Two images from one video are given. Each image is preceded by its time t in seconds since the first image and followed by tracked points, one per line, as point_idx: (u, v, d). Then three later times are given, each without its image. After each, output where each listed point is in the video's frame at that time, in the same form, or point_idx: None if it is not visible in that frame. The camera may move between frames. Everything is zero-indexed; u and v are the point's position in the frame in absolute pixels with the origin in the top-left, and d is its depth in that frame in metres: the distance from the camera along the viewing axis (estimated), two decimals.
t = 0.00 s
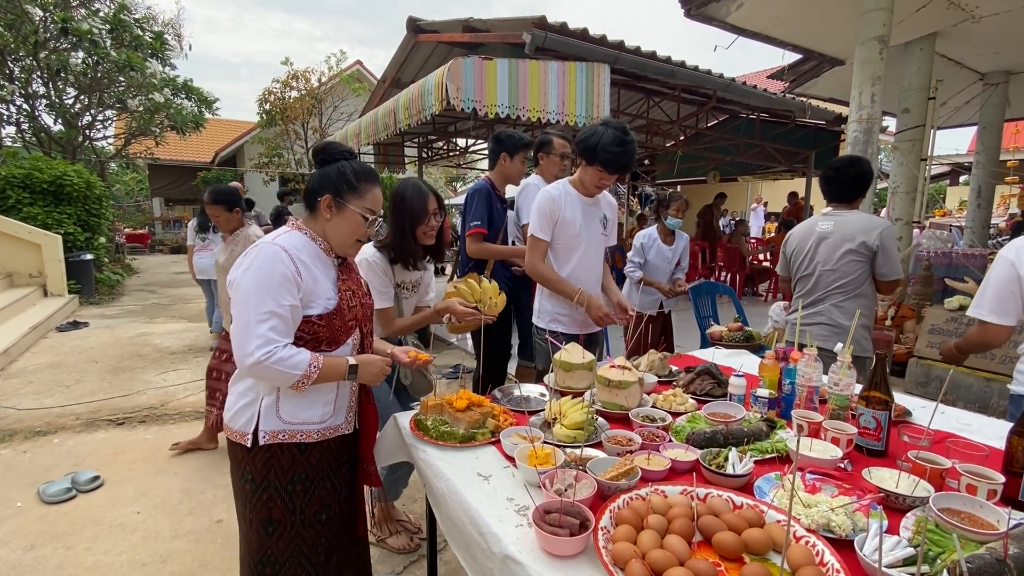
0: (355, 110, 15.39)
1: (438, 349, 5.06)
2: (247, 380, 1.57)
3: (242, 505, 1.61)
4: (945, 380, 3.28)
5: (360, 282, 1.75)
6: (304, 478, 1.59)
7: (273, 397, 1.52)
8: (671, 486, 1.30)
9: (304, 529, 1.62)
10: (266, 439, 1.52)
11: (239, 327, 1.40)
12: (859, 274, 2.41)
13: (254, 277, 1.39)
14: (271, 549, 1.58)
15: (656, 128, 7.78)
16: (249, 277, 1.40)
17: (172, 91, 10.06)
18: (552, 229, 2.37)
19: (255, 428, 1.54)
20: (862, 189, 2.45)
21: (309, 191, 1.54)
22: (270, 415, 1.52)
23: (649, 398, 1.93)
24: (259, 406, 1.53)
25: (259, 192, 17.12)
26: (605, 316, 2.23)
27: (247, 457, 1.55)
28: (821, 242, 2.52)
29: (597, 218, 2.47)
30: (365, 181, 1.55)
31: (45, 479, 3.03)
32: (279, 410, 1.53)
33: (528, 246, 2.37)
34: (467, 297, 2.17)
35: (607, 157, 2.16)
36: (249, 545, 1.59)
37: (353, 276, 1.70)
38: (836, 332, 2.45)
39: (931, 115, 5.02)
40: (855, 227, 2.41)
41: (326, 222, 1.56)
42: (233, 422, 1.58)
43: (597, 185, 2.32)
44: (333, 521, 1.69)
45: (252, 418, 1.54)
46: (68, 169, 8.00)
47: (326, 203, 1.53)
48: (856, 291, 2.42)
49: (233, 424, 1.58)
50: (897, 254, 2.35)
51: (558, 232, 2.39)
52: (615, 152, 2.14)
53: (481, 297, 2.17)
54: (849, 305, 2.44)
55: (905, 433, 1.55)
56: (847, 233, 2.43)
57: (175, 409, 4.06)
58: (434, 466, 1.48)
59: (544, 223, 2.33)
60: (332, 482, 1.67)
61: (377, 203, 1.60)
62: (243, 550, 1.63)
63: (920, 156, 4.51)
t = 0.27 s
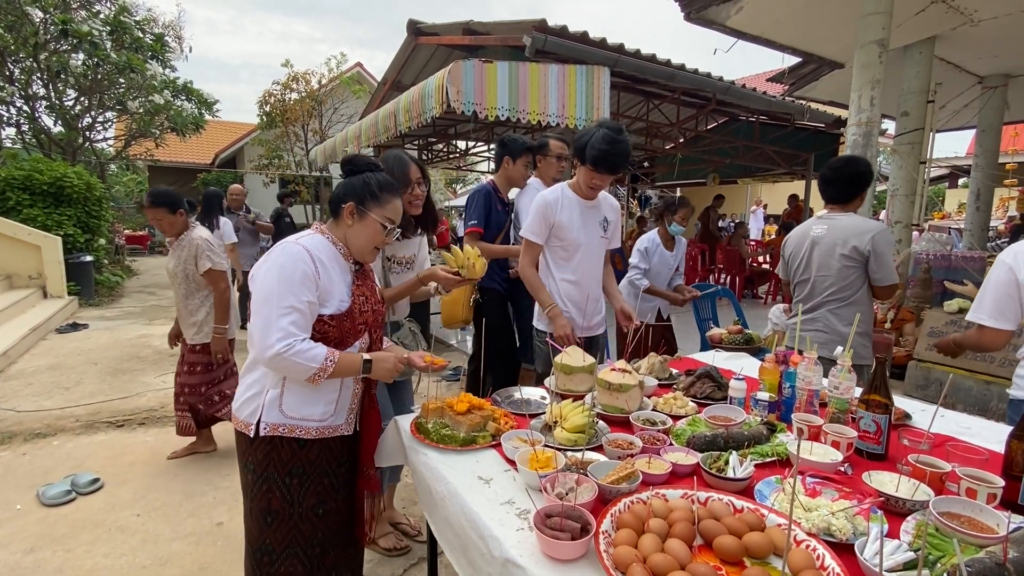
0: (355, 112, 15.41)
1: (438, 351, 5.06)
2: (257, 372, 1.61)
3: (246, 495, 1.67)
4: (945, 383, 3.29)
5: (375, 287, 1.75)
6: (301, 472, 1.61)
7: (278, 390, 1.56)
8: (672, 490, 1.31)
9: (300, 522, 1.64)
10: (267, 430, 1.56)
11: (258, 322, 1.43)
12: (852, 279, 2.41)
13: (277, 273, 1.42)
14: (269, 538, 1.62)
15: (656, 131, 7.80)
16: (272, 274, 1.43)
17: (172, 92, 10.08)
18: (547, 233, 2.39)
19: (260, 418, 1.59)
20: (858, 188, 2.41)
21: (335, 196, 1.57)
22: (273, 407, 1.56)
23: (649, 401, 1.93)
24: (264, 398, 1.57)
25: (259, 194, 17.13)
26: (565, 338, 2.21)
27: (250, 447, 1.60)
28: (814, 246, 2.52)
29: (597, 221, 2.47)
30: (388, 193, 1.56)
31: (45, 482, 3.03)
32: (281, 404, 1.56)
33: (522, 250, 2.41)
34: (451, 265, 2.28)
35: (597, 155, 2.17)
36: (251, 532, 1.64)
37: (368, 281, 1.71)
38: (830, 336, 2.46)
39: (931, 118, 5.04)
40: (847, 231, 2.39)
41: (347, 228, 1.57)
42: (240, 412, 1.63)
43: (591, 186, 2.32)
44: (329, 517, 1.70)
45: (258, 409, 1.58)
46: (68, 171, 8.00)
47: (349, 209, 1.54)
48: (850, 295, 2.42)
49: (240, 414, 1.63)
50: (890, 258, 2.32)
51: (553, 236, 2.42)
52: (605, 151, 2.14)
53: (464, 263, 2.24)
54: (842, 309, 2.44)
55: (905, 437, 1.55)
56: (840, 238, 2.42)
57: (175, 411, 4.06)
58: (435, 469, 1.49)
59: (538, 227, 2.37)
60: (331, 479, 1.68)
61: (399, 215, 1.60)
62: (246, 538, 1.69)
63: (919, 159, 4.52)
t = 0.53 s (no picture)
0: (354, 113, 15.43)
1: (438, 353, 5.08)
2: (266, 366, 1.62)
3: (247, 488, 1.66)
4: (943, 386, 3.30)
5: (387, 292, 1.76)
6: (302, 467, 1.60)
7: (285, 385, 1.56)
8: (672, 494, 1.31)
9: (298, 518, 1.63)
10: (270, 424, 1.56)
11: (279, 320, 1.43)
12: (837, 283, 2.40)
13: (299, 273, 1.43)
14: (266, 532, 1.61)
15: (654, 134, 7.83)
16: (294, 274, 1.43)
17: (171, 94, 10.09)
18: (545, 237, 2.42)
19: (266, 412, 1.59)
20: (849, 189, 2.36)
21: (355, 203, 1.58)
22: (278, 402, 1.56)
23: (649, 405, 1.94)
24: (271, 392, 1.58)
25: (257, 196, 17.13)
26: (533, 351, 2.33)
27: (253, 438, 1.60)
28: (804, 249, 2.52)
29: (596, 223, 2.48)
30: (408, 205, 1.58)
31: (42, 485, 3.01)
32: (287, 399, 1.56)
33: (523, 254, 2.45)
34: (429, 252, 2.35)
35: (587, 154, 2.19)
36: (249, 524, 1.64)
37: (381, 286, 1.71)
38: (817, 338, 2.48)
39: (927, 122, 5.07)
40: (832, 236, 2.37)
41: (366, 235, 1.59)
42: (246, 404, 1.63)
43: (587, 188, 2.34)
44: (327, 515, 1.69)
45: (265, 402, 1.58)
46: (66, 172, 7.99)
47: (370, 217, 1.57)
48: (837, 299, 2.41)
49: (246, 406, 1.64)
50: (872, 262, 2.27)
51: (550, 239, 2.44)
52: (596, 149, 2.15)
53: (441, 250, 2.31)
54: (829, 312, 2.44)
55: (904, 440, 1.55)
56: (825, 243, 2.40)
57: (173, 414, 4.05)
58: (436, 471, 1.49)
59: (535, 230, 2.40)
60: (330, 477, 1.68)
61: (417, 226, 1.62)
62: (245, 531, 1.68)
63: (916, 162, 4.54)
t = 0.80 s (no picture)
0: (351, 116, 15.43)
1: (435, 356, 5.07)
2: (272, 365, 1.61)
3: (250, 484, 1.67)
4: (938, 389, 3.31)
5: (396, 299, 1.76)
6: (302, 466, 1.60)
7: (290, 384, 1.56)
8: (670, 498, 1.31)
9: (297, 517, 1.63)
10: (273, 421, 1.56)
11: (301, 324, 1.44)
12: (819, 285, 2.41)
13: (321, 278, 1.45)
14: (266, 530, 1.62)
15: (651, 137, 7.86)
16: (315, 278, 1.45)
17: (166, 96, 10.06)
18: (542, 240, 2.43)
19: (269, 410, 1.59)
20: (836, 195, 2.36)
21: (368, 210, 1.59)
22: (282, 401, 1.56)
23: (647, 408, 1.94)
24: (276, 390, 1.57)
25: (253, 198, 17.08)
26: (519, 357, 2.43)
27: (257, 435, 1.60)
28: (791, 252, 2.54)
29: (593, 226, 2.47)
30: (421, 216, 1.57)
31: (35, 489, 2.99)
32: (291, 398, 1.56)
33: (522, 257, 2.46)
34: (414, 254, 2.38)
35: (585, 156, 2.18)
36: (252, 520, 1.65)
37: (391, 293, 1.72)
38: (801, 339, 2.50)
39: (921, 126, 5.10)
40: (813, 240, 2.39)
41: (377, 244, 1.58)
42: (250, 400, 1.63)
43: (585, 190, 2.34)
44: (326, 515, 1.69)
45: (270, 400, 1.58)
46: (61, 174, 7.95)
47: (381, 226, 1.56)
48: (820, 301, 2.43)
49: (250, 403, 1.63)
50: (848, 266, 2.26)
51: (548, 242, 2.45)
52: (592, 151, 2.15)
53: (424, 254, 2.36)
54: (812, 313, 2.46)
55: (900, 444, 1.56)
56: (807, 246, 2.42)
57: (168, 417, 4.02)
58: (433, 476, 1.49)
59: (532, 234, 2.41)
60: (329, 477, 1.67)
61: (428, 235, 1.63)
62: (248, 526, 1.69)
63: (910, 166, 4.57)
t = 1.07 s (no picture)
0: (345, 117, 15.41)
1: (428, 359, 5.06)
2: (274, 367, 1.61)
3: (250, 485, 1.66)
4: (927, 391, 3.35)
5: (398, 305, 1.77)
6: (304, 467, 1.60)
7: (292, 387, 1.56)
8: (663, 501, 1.32)
9: (298, 518, 1.62)
10: (273, 423, 1.56)
11: (310, 327, 1.45)
12: (804, 288, 2.45)
13: (329, 282, 1.45)
14: (268, 529, 1.62)
15: (644, 140, 7.91)
16: (322, 282, 1.45)
17: (158, 96, 10.00)
18: (534, 243, 2.44)
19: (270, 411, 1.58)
20: (829, 199, 2.39)
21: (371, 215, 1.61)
22: (283, 403, 1.55)
23: (640, 411, 1.94)
24: (278, 392, 1.57)
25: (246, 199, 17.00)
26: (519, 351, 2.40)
27: (258, 436, 1.60)
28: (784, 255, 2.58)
29: (585, 230, 2.49)
30: (424, 223, 1.60)
31: (22, 495, 2.95)
32: (292, 400, 1.56)
33: (513, 261, 2.47)
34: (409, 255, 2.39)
35: (581, 161, 2.19)
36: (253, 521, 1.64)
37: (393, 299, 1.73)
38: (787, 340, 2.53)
39: (910, 131, 5.17)
40: (799, 243, 2.43)
41: (380, 250, 1.60)
42: (251, 401, 1.62)
43: (580, 194, 2.35)
44: (327, 516, 1.68)
45: (271, 402, 1.57)
46: (50, 175, 7.87)
47: (386, 233, 1.59)
48: (805, 304, 2.46)
49: (251, 404, 1.63)
50: (830, 268, 2.30)
51: (540, 246, 2.46)
52: (588, 156, 2.17)
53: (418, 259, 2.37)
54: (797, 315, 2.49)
55: (889, 447, 1.58)
56: (794, 249, 2.47)
57: (159, 421, 3.98)
58: (426, 480, 1.49)
59: (524, 238, 2.43)
60: (330, 477, 1.67)
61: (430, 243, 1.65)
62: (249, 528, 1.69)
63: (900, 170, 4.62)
